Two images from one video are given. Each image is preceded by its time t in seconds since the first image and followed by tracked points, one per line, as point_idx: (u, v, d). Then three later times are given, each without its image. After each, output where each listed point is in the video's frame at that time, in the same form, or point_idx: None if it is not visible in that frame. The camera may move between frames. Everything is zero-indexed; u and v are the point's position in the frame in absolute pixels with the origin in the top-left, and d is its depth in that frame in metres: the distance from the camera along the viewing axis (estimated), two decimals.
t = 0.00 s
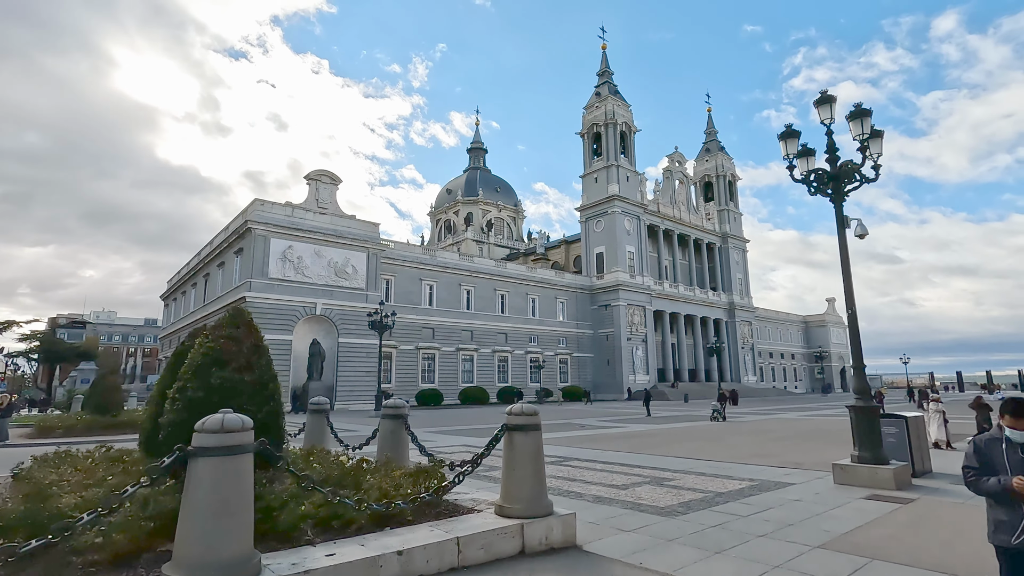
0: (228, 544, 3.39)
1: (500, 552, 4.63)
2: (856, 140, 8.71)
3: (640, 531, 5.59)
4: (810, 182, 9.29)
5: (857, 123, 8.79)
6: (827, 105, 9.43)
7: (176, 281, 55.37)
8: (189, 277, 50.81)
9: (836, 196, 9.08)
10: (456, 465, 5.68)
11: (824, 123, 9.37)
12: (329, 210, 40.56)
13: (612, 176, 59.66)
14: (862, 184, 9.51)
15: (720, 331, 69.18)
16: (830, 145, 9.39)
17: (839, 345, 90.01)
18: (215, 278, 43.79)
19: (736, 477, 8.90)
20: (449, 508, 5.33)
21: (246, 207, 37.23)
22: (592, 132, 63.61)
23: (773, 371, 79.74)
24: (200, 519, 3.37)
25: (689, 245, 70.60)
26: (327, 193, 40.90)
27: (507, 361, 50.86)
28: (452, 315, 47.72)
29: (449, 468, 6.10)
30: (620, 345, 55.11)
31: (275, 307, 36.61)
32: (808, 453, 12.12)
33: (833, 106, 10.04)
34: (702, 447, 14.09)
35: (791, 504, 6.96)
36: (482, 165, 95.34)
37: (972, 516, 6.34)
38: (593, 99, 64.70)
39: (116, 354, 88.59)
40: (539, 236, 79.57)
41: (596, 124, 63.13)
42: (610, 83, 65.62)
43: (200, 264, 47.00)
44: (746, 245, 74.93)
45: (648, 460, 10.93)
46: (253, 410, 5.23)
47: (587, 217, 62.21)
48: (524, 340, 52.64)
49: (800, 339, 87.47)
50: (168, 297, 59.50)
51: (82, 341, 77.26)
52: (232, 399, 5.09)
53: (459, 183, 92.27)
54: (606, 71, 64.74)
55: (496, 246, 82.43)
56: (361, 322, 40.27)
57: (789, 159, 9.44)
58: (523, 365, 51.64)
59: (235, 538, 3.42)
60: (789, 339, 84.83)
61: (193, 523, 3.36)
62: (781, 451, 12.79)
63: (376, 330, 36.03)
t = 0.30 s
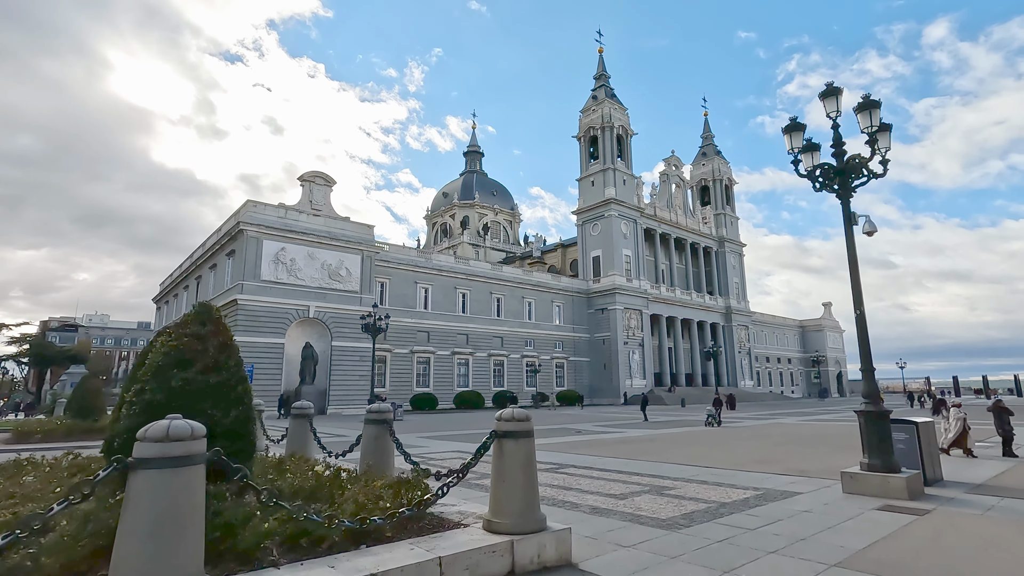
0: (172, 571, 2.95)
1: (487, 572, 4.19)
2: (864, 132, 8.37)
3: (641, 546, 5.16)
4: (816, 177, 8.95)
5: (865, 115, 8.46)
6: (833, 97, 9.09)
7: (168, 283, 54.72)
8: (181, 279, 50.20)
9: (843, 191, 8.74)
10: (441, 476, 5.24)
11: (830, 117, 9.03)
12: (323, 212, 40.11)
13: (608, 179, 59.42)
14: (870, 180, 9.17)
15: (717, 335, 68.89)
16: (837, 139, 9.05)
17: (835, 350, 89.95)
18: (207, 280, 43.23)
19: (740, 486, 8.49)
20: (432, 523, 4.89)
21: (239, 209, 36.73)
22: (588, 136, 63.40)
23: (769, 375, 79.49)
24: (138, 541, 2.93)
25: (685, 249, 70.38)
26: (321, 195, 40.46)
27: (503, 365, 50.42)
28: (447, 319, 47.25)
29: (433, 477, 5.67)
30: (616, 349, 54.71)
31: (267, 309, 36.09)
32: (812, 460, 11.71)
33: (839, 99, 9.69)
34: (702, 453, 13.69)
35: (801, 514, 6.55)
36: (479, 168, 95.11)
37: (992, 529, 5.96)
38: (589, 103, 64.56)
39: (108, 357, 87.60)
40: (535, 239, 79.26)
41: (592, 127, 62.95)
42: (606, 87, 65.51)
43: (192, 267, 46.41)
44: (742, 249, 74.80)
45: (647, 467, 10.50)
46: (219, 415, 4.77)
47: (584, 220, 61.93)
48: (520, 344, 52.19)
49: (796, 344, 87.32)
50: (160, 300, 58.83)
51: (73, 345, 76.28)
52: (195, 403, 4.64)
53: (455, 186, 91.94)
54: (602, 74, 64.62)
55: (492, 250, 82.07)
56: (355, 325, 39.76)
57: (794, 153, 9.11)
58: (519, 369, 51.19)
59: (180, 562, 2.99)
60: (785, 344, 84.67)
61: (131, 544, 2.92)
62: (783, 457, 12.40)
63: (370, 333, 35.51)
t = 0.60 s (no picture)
0: None
1: None
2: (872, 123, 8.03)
3: (641, 561, 4.74)
4: (822, 171, 8.62)
5: (873, 105, 8.13)
6: (839, 88, 8.74)
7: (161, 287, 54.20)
8: (174, 283, 49.69)
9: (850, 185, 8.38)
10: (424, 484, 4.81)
11: (835, 109, 8.69)
12: (318, 215, 39.69)
13: (606, 183, 59.15)
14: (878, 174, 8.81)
15: (715, 341, 68.53)
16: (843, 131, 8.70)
17: (834, 355, 89.66)
18: (200, 284, 42.74)
19: (743, 495, 8.07)
20: (412, 535, 4.47)
21: (232, 211, 36.29)
22: (586, 140, 63.18)
23: (767, 381, 79.11)
24: (56, 560, 2.51)
25: (683, 254, 70.11)
26: (316, 198, 40.05)
27: (500, 370, 49.91)
28: (443, 323, 46.79)
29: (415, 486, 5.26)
30: (614, 354, 54.29)
31: (260, 313, 35.63)
32: (817, 467, 11.28)
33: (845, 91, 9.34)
34: (703, 459, 13.23)
35: (810, 526, 6.14)
36: (476, 173, 94.91)
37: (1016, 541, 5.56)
38: (587, 107, 64.41)
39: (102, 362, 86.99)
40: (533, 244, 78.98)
41: (590, 131, 62.74)
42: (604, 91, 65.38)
43: (186, 270, 45.91)
44: (740, 254, 74.57)
45: (647, 475, 10.05)
46: (179, 417, 4.37)
47: (581, 225, 61.66)
48: (517, 348, 51.75)
49: (795, 350, 87.00)
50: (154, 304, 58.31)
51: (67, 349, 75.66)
52: (153, 405, 4.25)
53: (453, 191, 91.69)
54: (600, 79, 64.50)
55: (489, 254, 81.72)
56: (349, 329, 39.26)
57: (798, 146, 8.76)
58: (516, 374, 50.69)
59: None
60: (784, 349, 84.35)
61: (48, 562, 2.51)
62: (786, 464, 11.98)
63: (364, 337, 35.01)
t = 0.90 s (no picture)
0: None
1: None
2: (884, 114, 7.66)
3: None
4: (832, 164, 8.23)
5: (885, 95, 7.78)
6: (848, 79, 8.37)
7: (156, 291, 53.72)
8: (170, 286, 49.21)
9: (861, 179, 7.99)
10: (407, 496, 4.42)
11: (844, 100, 8.32)
12: (314, 218, 39.31)
13: (605, 187, 58.90)
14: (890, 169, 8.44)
15: (715, 345, 68.18)
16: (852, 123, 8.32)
17: (833, 360, 89.38)
18: (195, 287, 42.33)
19: (751, 505, 7.66)
20: (392, 554, 4.09)
21: (227, 214, 35.93)
22: (585, 143, 62.93)
23: (767, 386, 78.71)
24: None
25: (683, 258, 69.75)
26: (312, 200, 39.66)
27: (498, 374, 49.45)
28: (441, 327, 46.40)
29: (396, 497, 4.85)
30: (613, 358, 53.91)
31: (255, 316, 35.20)
32: (825, 474, 10.85)
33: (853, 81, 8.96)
34: (705, 466, 12.80)
35: (825, 540, 5.73)
36: (475, 177, 94.67)
37: None
38: (586, 111, 64.20)
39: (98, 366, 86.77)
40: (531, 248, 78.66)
41: (589, 135, 62.50)
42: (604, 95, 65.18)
43: (181, 273, 45.51)
44: (740, 258, 74.29)
45: (648, 483, 9.63)
46: (134, 424, 4.24)
47: (580, 228, 61.38)
48: (516, 353, 51.33)
49: (795, 354, 86.68)
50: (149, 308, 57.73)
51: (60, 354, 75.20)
52: (106, 409, 4.13)
53: (451, 195, 91.40)
54: (600, 83, 64.33)
55: (488, 258, 81.34)
56: (345, 333, 38.83)
57: (806, 139, 8.40)
58: (515, 379, 50.22)
59: None
60: (784, 354, 84.03)
61: None
62: (792, 470, 11.59)
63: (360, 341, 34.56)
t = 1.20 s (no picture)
0: None
1: None
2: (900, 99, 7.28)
3: None
4: (844, 153, 7.86)
5: (902, 80, 7.41)
6: (862, 65, 7.98)
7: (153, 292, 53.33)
8: (167, 287, 48.87)
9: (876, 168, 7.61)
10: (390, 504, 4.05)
11: (857, 87, 7.94)
12: (312, 218, 38.95)
13: (605, 188, 58.55)
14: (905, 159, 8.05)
15: (716, 347, 67.70)
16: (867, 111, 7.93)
17: (835, 363, 88.81)
18: (192, 288, 41.95)
19: (762, 512, 7.25)
20: (373, 570, 3.72)
21: (224, 213, 35.58)
22: (586, 144, 62.58)
23: (769, 389, 78.14)
24: None
25: (684, 260, 69.26)
26: (310, 200, 39.31)
27: (498, 377, 49.00)
28: (440, 329, 45.97)
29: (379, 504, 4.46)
30: (614, 360, 53.46)
31: (252, 318, 34.83)
32: (835, 480, 10.41)
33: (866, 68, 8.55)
34: (710, 471, 12.35)
35: (844, 552, 5.33)
36: (476, 178, 94.38)
37: None
38: (587, 112, 63.89)
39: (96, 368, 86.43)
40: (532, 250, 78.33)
41: (590, 136, 62.19)
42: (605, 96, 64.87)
43: (178, 274, 45.14)
44: (741, 260, 73.84)
45: (651, 489, 9.19)
46: (81, 426, 4.32)
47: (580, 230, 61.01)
48: (515, 355, 50.86)
49: (796, 357, 86.12)
50: (147, 309, 57.32)
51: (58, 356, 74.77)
52: (51, 410, 4.22)
53: (452, 197, 91.03)
54: (600, 84, 64.01)
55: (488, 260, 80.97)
56: (343, 334, 38.42)
57: (818, 127, 8.01)
58: (514, 381, 49.76)
59: None
60: (786, 357, 83.48)
61: None
62: (800, 475, 11.15)
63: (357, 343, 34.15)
